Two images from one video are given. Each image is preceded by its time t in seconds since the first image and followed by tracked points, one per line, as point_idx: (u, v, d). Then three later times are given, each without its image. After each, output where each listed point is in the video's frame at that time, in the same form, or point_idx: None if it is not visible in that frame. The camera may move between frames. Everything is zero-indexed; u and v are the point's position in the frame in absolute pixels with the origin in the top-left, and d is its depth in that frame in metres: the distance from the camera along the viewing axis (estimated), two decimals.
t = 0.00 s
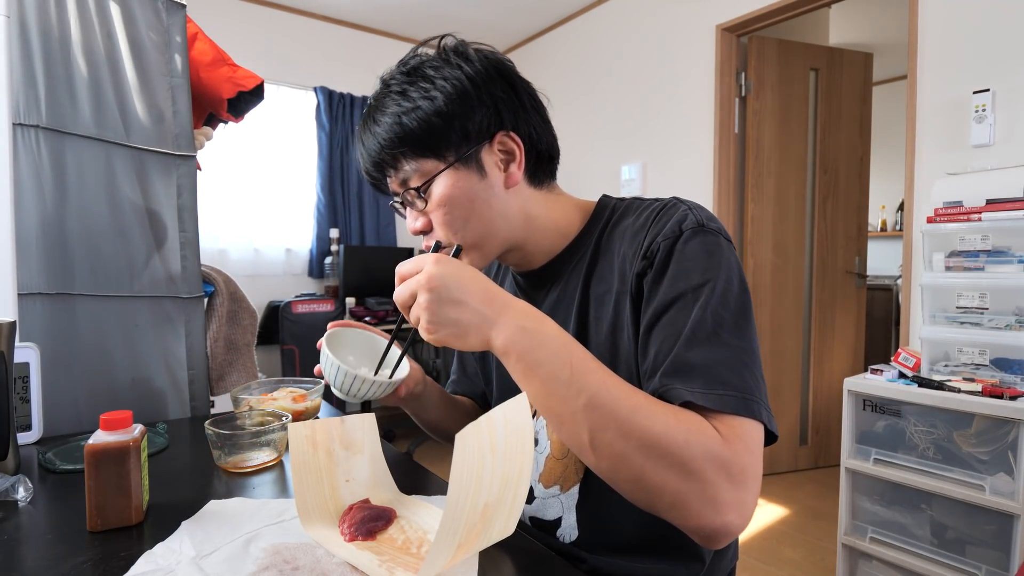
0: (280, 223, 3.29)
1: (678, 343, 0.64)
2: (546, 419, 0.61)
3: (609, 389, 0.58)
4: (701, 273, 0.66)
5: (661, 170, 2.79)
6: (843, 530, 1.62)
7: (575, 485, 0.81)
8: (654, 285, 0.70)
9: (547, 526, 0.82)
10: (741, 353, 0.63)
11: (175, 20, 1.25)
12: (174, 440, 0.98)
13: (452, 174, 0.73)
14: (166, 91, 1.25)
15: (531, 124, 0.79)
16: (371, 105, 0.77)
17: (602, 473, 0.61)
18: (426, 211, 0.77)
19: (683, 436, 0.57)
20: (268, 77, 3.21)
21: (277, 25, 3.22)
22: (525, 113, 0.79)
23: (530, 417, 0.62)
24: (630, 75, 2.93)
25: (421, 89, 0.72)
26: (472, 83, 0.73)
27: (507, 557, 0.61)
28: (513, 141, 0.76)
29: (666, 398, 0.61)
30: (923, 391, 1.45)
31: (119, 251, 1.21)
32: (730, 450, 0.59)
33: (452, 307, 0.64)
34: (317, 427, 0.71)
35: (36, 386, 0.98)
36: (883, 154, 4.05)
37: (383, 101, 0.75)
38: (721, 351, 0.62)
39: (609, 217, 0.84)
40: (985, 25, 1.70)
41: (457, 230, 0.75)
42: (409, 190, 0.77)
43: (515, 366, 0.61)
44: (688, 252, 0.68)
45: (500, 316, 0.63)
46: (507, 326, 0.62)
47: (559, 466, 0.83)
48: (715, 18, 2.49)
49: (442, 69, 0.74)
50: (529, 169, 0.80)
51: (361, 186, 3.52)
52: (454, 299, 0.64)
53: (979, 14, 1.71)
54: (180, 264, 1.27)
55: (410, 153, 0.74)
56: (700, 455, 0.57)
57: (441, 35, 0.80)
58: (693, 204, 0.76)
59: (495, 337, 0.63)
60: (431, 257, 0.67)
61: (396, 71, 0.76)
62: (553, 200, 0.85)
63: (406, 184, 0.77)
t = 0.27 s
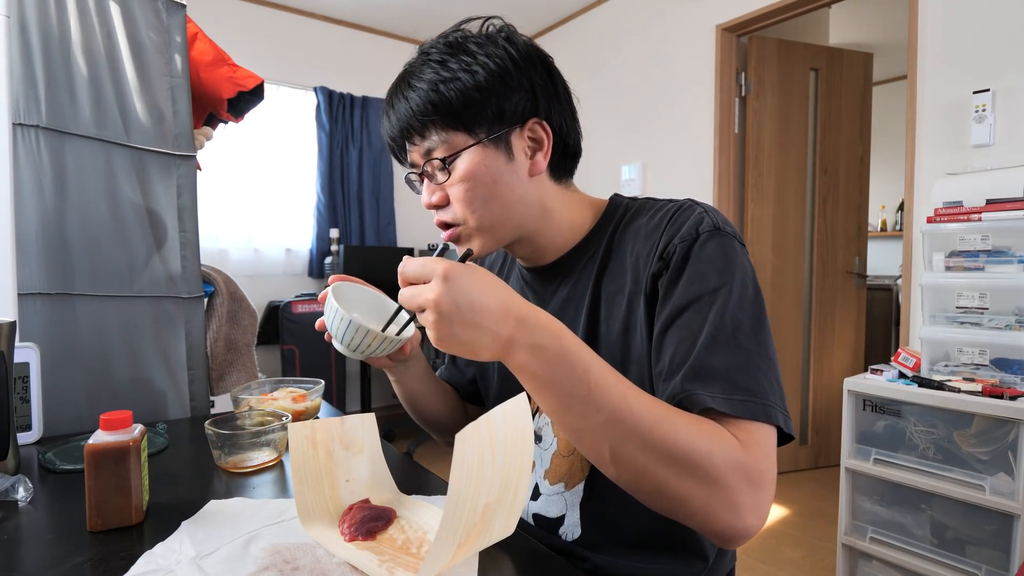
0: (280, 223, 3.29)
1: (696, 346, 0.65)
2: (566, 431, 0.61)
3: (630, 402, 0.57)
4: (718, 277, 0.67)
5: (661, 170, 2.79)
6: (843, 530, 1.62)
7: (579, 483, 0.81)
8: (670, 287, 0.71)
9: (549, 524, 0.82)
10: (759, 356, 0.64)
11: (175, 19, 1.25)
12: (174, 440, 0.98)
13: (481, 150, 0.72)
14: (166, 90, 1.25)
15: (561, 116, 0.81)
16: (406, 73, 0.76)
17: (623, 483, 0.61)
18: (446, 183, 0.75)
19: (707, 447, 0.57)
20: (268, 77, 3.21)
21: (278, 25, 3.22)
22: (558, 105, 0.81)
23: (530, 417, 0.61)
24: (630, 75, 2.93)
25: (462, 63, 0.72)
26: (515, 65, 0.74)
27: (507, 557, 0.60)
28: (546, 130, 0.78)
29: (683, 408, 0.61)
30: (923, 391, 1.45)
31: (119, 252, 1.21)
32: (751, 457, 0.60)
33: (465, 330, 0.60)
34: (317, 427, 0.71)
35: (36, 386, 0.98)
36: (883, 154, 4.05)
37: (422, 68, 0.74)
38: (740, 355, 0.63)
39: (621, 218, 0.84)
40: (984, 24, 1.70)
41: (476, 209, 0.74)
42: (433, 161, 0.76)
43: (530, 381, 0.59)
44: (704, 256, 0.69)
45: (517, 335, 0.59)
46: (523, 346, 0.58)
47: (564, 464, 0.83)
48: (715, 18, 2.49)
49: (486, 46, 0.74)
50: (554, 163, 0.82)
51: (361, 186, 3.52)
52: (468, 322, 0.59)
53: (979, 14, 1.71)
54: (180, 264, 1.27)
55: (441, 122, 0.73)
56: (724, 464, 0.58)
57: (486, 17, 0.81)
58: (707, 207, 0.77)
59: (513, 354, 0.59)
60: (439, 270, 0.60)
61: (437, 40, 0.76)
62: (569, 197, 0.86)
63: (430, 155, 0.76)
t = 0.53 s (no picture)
0: (280, 223, 3.29)
1: (711, 349, 0.65)
2: (586, 444, 0.61)
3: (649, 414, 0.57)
4: (729, 279, 0.67)
5: (661, 170, 2.79)
6: (843, 530, 1.62)
7: (582, 481, 0.81)
8: (681, 289, 0.71)
9: (550, 523, 0.81)
10: (774, 357, 0.64)
11: (175, 19, 1.25)
12: (174, 440, 0.98)
13: (500, 142, 0.73)
14: (166, 90, 1.25)
15: (580, 115, 0.82)
16: (427, 58, 0.76)
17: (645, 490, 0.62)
18: (461, 173, 0.75)
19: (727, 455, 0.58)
20: (268, 77, 3.21)
21: (278, 25, 3.22)
22: (577, 104, 0.82)
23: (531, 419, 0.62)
24: (630, 75, 2.93)
25: (488, 53, 0.73)
26: (540, 61, 0.75)
27: (507, 557, 0.60)
28: (564, 129, 0.79)
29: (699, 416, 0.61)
30: (923, 391, 1.45)
31: (120, 252, 1.21)
32: (768, 460, 0.60)
33: (486, 366, 0.57)
34: (317, 427, 0.71)
35: (36, 386, 0.98)
36: (883, 154, 4.05)
37: (446, 55, 0.74)
38: (756, 356, 0.63)
39: (630, 220, 0.84)
40: (984, 24, 1.70)
41: (488, 202, 0.74)
42: (448, 150, 0.76)
43: (547, 398, 0.58)
44: (715, 258, 0.69)
45: (537, 357, 0.56)
46: (543, 371, 0.57)
47: (567, 462, 0.83)
48: (715, 18, 2.49)
49: (512, 39, 0.75)
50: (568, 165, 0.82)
51: (361, 186, 3.52)
52: (489, 357, 0.57)
53: (979, 13, 1.71)
54: (180, 264, 1.27)
55: (461, 109, 0.73)
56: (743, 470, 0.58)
57: (513, 13, 0.82)
58: (716, 209, 0.77)
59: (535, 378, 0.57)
60: (455, 310, 0.56)
61: (464, 28, 0.76)
62: (578, 197, 0.86)
63: (447, 143, 0.76)
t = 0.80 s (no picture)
0: (280, 223, 3.29)
1: (712, 353, 0.65)
2: (590, 442, 0.62)
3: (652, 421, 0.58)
4: (730, 284, 0.67)
5: (661, 170, 2.79)
6: (843, 530, 1.62)
7: (581, 481, 0.81)
8: (681, 292, 0.71)
9: (550, 522, 0.81)
10: (775, 362, 0.64)
11: (175, 19, 1.26)
12: (174, 440, 0.98)
13: (514, 133, 0.73)
14: (166, 90, 1.25)
15: (593, 118, 0.84)
16: (449, 45, 0.77)
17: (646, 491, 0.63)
18: (473, 160, 0.74)
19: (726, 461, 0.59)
20: (268, 77, 3.21)
21: (278, 25, 3.22)
22: (591, 107, 0.84)
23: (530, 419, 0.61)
24: (630, 75, 2.93)
25: (512, 45, 0.74)
26: (560, 59, 0.77)
27: (507, 557, 0.60)
28: (576, 128, 0.80)
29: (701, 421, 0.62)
30: (923, 391, 1.45)
31: (119, 251, 1.21)
32: (764, 468, 0.61)
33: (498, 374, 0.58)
34: (317, 427, 0.71)
35: (36, 386, 0.98)
36: (883, 154, 4.05)
37: (469, 44, 0.75)
38: (756, 362, 0.63)
39: (631, 221, 0.84)
40: (984, 24, 1.70)
41: (500, 193, 0.74)
42: (461, 136, 0.75)
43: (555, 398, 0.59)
44: (716, 262, 0.69)
45: (548, 365, 0.56)
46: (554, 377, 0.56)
47: (567, 462, 0.83)
48: (715, 18, 2.49)
49: (535, 35, 0.76)
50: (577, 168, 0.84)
51: (361, 186, 3.52)
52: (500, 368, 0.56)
53: (978, 13, 1.71)
54: (180, 264, 1.27)
55: (480, 98, 0.73)
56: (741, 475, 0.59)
57: (535, 12, 0.84)
58: (717, 211, 0.77)
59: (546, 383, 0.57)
60: (466, 334, 0.55)
61: (489, 20, 0.77)
62: (581, 197, 0.86)
63: (460, 129, 0.75)
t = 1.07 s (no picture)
0: (279, 223, 3.29)
1: (709, 355, 0.65)
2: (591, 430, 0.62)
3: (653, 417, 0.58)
4: (728, 286, 0.67)
5: (661, 170, 2.79)
6: (843, 530, 1.62)
7: (581, 481, 0.81)
8: (679, 293, 0.71)
9: (550, 522, 0.81)
10: (771, 365, 0.64)
11: (175, 19, 1.25)
12: (174, 440, 0.98)
13: (527, 127, 0.73)
14: (166, 90, 1.25)
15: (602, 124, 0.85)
16: (465, 37, 0.77)
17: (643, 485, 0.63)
18: (484, 150, 0.73)
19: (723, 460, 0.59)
20: (268, 77, 3.21)
21: (278, 25, 3.22)
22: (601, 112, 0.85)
23: (530, 421, 0.61)
24: (630, 74, 2.93)
25: (530, 40, 0.75)
26: (575, 60, 0.78)
27: (507, 557, 0.60)
28: (585, 128, 0.81)
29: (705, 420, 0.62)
30: (923, 391, 1.45)
31: (120, 251, 1.21)
32: (760, 471, 0.62)
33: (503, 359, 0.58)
34: (317, 427, 0.71)
35: (36, 386, 0.98)
36: (883, 154, 4.05)
37: (487, 37, 0.76)
38: (751, 364, 0.64)
39: (631, 223, 0.84)
40: (984, 24, 1.70)
41: (510, 186, 0.73)
42: (472, 126, 0.75)
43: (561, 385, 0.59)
44: (715, 264, 0.69)
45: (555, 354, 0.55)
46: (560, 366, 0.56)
47: (566, 462, 0.83)
48: (715, 18, 2.49)
49: (552, 35, 0.78)
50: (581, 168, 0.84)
51: (361, 186, 3.52)
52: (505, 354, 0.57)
53: (978, 13, 1.71)
54: (180, 264, 1.27)
55: (494, 90, 0.74)
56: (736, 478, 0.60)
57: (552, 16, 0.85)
58: (716, 214, 0.77)
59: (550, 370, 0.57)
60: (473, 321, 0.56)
61: (509, 16, 0.78)
62: (582, 195, 0.86)
63: (471, 118, 0.75)
